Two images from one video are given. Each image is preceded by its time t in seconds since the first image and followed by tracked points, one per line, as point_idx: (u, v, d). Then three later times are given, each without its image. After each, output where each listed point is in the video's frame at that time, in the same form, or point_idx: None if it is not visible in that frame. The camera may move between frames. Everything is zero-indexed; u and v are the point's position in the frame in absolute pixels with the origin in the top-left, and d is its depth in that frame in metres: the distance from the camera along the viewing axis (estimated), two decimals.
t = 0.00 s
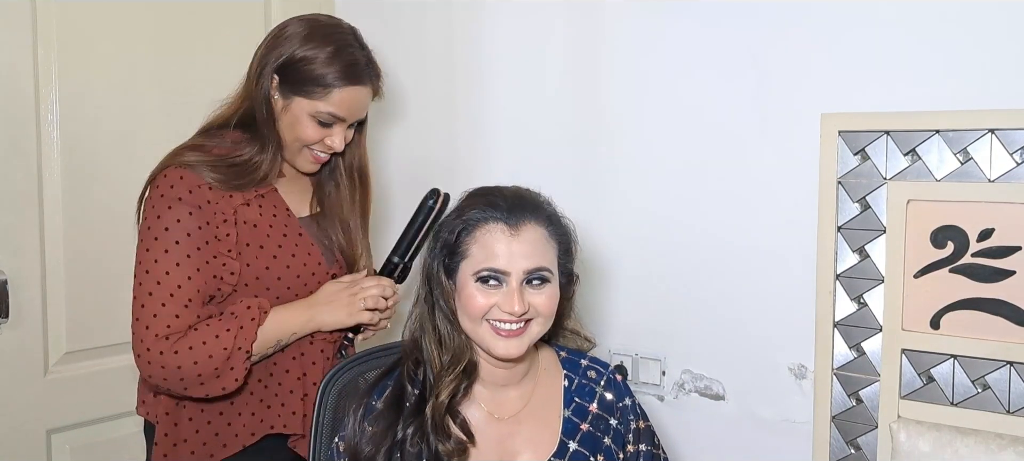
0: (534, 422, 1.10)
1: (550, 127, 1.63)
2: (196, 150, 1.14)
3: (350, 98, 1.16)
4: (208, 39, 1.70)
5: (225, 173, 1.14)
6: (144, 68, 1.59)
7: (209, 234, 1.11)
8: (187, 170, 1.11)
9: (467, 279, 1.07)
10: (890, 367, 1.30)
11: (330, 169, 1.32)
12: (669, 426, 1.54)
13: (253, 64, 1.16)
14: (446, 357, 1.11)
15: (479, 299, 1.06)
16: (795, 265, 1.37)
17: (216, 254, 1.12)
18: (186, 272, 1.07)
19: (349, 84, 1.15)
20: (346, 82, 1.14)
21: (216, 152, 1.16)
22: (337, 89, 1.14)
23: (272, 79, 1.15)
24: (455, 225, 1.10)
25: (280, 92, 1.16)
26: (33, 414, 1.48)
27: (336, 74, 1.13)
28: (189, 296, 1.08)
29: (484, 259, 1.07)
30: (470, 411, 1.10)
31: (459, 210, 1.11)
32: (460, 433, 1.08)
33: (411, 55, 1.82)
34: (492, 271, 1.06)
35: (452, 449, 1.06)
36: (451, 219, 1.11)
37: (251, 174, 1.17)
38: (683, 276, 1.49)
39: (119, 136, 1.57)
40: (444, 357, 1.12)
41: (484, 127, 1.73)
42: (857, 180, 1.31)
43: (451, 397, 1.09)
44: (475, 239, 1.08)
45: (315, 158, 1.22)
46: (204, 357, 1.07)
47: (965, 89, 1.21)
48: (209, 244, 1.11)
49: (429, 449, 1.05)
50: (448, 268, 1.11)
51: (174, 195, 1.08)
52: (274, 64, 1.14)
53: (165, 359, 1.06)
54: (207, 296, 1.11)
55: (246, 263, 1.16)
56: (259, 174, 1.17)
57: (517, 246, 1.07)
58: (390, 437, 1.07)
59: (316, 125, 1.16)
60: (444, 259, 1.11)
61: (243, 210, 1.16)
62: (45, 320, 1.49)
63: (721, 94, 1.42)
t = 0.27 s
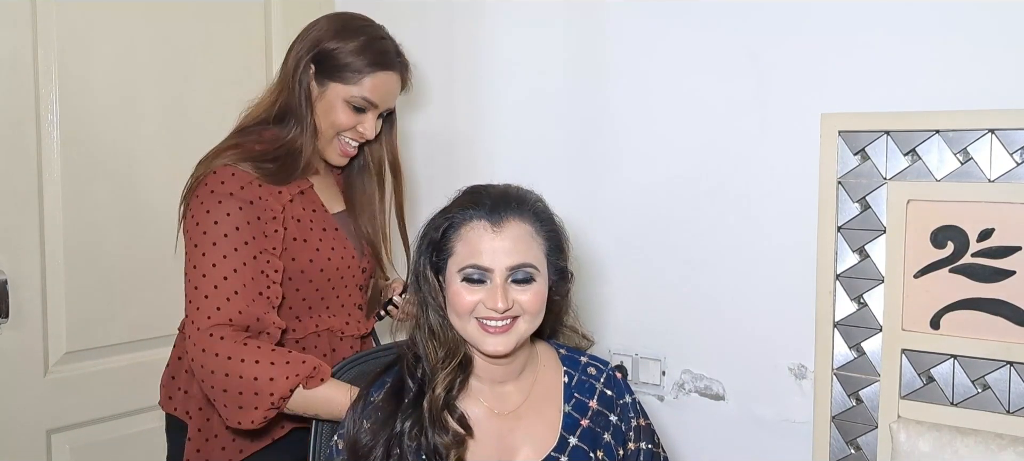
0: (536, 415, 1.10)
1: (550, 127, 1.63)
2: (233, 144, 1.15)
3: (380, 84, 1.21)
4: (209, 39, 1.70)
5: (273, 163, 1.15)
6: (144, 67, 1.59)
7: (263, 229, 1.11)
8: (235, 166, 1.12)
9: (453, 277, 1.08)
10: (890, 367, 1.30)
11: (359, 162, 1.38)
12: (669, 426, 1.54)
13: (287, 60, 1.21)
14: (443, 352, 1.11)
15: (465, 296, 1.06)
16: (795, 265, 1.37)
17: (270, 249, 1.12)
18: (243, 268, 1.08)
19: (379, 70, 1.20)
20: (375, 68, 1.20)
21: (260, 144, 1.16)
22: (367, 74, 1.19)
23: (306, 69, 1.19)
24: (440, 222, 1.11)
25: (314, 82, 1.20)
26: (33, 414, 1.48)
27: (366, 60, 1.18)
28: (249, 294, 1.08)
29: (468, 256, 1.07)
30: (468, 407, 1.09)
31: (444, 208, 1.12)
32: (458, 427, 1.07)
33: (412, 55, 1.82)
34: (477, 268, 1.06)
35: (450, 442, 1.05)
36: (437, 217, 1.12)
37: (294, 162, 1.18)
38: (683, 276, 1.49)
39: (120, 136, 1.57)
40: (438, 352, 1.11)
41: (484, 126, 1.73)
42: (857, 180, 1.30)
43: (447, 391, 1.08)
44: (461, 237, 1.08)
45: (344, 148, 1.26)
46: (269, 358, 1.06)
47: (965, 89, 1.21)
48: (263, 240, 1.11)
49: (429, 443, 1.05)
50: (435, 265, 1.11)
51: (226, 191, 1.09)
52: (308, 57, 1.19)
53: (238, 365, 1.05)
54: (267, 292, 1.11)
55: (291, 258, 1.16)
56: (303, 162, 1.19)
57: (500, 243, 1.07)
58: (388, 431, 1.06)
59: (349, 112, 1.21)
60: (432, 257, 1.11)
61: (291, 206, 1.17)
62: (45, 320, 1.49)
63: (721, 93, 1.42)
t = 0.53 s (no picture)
0: (536, 416, 1.10)
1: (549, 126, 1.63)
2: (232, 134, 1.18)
3: (369, 68, 1.22)
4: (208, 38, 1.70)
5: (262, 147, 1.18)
6: (144, 67, 1.59)
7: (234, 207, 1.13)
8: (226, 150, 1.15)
9: (462, 279, 1.07)
10: (890, 367, 1.30)
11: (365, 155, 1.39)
12: (669, 426, 1.54)
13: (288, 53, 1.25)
14: (444, 354, 1.10)
15: (475, 299, 1.06)
16: (795, 265, 1.37)
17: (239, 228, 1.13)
18: (207, 242, 1.10)
19: (366, 52, 1.21)
20: (366, 50, 1.22)
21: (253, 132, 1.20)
22: (358, 58, 1.21)
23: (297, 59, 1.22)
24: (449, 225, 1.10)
25: (307, 69, 1.23)
26: (33, 414, 1.48)
27: (357, 43, 1.21)
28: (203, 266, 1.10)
29: (478, 260, 1.07)
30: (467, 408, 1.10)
31: (451, 211, 1.11)
32: (458, 429, 1.07)
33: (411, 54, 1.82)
34: (487, 272, 1.06)
35: (450, 444, 1.05)
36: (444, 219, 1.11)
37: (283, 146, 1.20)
38: (683, 276, 1.49)
39: (120, 136, 1.57)
40: (438, 353, 1.11)
41: (484, 126, 1.72)
42: (857, 180, 1.30)
43: (449, 394, 1.08)
44: (471, 240, 1.08)
45: (340, 136, 1.26)
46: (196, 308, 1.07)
47: (965, 89, 1.21)
48: (234, 218, 1.13)
49: (428, 445, 1.05)
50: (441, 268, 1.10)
51: (202, 170, 1.13)
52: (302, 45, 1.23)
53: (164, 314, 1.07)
54: (225, 268, 1.12)
55: (270, 240, 1.17)
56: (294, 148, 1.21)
57: (508, 248, 1.07)
58: (388, 432, 1.06)
59: (339, 96, 1.22)
60: (438, 259, 1.11)
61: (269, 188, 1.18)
62: (45, 321, 1.49)
63: (722, 93, 1.42)
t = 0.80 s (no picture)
0: (535, 417, 1.10)
1: (549, 126, 1.63)
2: (194, 143, 1.16)
3: (323, 56, 1.20)
4: (208, 38, 1.70)
5: (226, 153, 1.16)
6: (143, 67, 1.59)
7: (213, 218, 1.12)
8: (194, 159, 1.13)
9: (465, 282, 1.07)
10: (890, 367, 1.30)
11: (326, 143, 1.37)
12: (669, 426, 1.54)
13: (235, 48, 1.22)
14: (445, 355, 1.11)
15: (477, 301, 1.06)
16: (796, 264, 1.37)
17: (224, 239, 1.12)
18: (191, 257, 1.09)
19: (318, 41, 1.19)
20: (319, 38, 1.19)
21: (213, 138, 1.17)
22: (311, 47, 1.19)
23: (247, 56, 1.20)
24: (451, 227, 1.10)
25: (258, 63, 1.20)
26: (33, 413, 1.48)
27: (308, 32, 1.18)
28: (193, 286, 1.09)
29: (480, 263, 1.06)
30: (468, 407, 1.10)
31: (455, 213, 1.11)
32: (458, 429, 1.07)
33: (411, 54, 1.82)
34: (490, 275, 1.06)
35: (450, 444, 1.05)
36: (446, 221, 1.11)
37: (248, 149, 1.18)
38: (683, 276, 1.49)
39: (119, 137, 1.57)
40: (438, 355, 1.11)
41: (484, 126, 1.72)
42: (856, 180, 1.30)
43: (450, 395, 1.08)
44: (472, 242, 1.08)
45: (303, 128, 1.24)
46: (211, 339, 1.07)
47: (965, 89, 1.21)
48: (216, 230, 1.11)
49: (427, 446, 1.05)
50: (443, 270, 1.10)
51: (174, 182, 1.11)
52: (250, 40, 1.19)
53: (176, 348, 1.07)
54: (218, 281, 1.11)
55: (251, 245, 1.16)
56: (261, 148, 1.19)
57: (508, 249, 1.06)
58: (387, 433, 1.06)
59: (295, 89, 1.20)
60: (439, 261, 1.11)
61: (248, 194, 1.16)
62: (45, 320, 1.49)
63: (722, 93, 1.42)
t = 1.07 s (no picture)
0: (536, 418, 1.10)
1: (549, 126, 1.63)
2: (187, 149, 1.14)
3: (320, 60, 1.20)
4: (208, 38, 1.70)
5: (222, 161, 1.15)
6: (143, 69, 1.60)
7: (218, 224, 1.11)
8: (192, 168, 1.11)
9: (463, 284, 1.07)
10: (890, 367, 1.30)
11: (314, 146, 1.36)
12: (669, 426, 1.54)
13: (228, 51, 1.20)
14: (444, 357, 1.11)
15: (476, 303, 1.06)
16: (796, 264, 1.37)
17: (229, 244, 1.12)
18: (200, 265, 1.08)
19: (314, 45, 1.19)
20: (314, 42, 1.19)
21: (207, 144, 1.16)
22: (308, 51, 1.19)
23: (243, 60, 1.19)
24: (451, 229, 1.09)
25: (255, 67, 1.19)
26: (33, 413, 1.48)
27: (303, 36, 1.18)
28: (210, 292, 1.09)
29: (479, 266, 1.06)
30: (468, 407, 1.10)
31: (453, 215, 1.10)
32: (459, 430, 1.07)
33: (411, 54, 1.82)
34: (489, 277, 1.06)
35: (451, 446, 1.05)
36: (444, 222, 1.11)
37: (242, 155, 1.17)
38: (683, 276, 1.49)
39: (120, 137, 1.57)
40: (438, 358, 1.11)
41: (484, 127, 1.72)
42: (856, 180, 1.30)
43: (451, 397, 1.09)
44: (471, 245, 1.08)
45: (301, 132, 1.24)
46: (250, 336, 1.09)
47: (965, 89, 1.21)
48: (218, 238, 1.11)
49: (429, 447, 1.05)
50: (443, 272, 1.10)
51: (172, 192, 1.09)
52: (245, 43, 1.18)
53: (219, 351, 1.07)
54: (229, 285, 1.12)
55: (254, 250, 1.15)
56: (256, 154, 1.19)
57: (504, 250, 1.06)
58: (389, 434, 1.06)
59: (293, 94, 1.20)
60: (438, 263, 1.11)
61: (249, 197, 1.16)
62: (45, 321, 1.49)
63: (722, 93, 1.42)
